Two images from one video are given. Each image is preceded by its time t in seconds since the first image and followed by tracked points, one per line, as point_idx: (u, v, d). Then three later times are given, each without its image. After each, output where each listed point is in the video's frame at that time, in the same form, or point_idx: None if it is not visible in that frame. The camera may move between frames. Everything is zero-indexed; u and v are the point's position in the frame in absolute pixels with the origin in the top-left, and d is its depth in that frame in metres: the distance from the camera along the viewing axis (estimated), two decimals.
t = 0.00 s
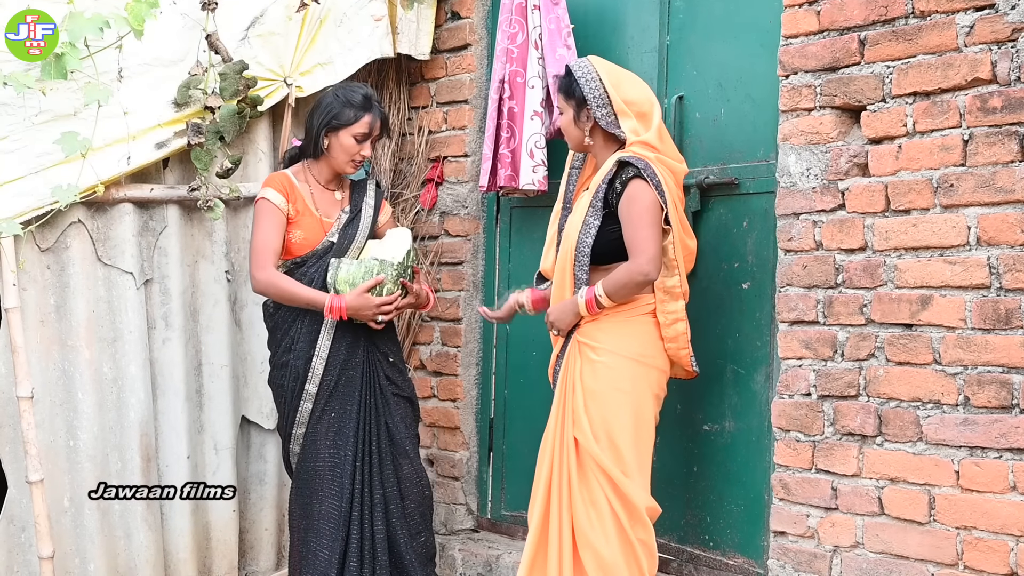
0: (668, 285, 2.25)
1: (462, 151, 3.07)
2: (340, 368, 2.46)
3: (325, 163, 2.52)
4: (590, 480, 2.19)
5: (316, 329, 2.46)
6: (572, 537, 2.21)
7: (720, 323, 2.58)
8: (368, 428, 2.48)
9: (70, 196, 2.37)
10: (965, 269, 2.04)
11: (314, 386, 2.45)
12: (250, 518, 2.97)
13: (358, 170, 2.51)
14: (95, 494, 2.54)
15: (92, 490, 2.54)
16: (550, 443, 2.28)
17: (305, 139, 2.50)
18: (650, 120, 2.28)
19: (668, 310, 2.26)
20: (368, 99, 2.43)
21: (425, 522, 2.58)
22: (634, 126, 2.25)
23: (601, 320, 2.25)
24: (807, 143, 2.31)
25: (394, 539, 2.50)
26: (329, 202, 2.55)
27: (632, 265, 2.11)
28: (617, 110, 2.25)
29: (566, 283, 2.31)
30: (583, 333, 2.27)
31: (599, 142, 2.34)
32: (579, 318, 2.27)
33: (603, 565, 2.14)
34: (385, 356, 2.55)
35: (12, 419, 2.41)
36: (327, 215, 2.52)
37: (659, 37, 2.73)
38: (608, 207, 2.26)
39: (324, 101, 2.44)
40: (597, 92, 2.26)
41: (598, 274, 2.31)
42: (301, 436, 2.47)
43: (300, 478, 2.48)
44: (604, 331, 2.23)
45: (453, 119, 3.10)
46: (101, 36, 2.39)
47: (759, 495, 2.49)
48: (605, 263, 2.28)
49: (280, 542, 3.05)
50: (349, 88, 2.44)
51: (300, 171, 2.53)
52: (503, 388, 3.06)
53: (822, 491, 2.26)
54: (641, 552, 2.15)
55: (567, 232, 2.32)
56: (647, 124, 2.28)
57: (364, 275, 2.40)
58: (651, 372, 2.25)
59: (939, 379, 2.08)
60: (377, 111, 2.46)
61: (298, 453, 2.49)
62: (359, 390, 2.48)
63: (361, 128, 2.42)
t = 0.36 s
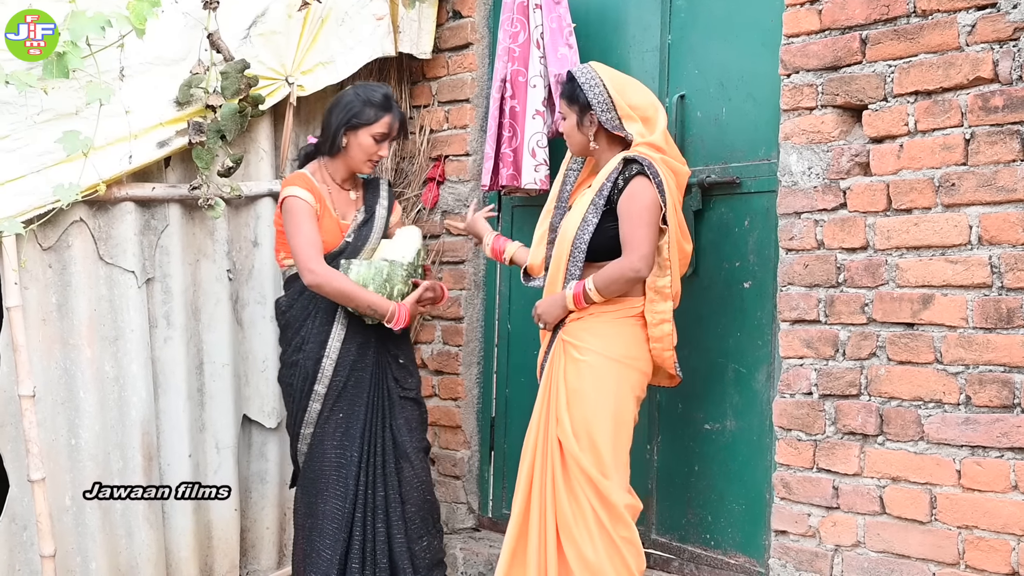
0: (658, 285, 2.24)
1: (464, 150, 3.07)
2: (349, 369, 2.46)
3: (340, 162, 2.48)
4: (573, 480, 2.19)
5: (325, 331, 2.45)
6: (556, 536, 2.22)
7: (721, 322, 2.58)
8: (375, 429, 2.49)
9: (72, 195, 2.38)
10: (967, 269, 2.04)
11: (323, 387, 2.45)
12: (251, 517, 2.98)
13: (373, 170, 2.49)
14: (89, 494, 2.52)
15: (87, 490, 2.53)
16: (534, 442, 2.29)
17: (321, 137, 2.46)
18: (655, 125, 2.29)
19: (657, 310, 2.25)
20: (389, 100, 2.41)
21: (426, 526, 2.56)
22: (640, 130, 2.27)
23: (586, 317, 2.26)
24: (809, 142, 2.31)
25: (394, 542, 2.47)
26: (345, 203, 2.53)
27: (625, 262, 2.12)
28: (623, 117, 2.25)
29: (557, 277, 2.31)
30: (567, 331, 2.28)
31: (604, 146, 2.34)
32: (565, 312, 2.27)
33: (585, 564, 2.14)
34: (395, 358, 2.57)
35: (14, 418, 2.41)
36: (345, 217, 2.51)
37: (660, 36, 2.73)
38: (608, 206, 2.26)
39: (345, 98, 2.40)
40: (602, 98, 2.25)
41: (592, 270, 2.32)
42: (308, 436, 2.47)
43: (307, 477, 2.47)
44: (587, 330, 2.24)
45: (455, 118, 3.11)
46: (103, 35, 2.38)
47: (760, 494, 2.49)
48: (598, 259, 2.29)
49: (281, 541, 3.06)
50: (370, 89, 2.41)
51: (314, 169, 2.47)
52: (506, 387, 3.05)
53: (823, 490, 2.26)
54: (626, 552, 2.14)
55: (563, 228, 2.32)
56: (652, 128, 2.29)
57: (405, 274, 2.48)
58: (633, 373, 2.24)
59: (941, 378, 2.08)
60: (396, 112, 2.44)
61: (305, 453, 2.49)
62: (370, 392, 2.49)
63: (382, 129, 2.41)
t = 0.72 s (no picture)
0: (661, 281, 2.24)
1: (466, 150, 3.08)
2: (392, 371, 2.46)
3: (381, 165, 2.49)
4: (576, 478, 2.19)
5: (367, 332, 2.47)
6: (556, 535, 2.21)
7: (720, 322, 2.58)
8: (418, 431, 2.48)
9: (74, 194, 2.38)
10: (969, 268, 2.04)
11: (367, 388, 2.45)
12: (253, 516, 2.98)
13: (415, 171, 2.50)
14: (83, 494, 2.51)
15: (81, 490, 2.52)
16: (535, 441, 2.28)
17: (363, 140, 2.48)
18: (639, 119, 2.28)
19: (661, 305, 2.26)
20: (429, 101, 2.42)
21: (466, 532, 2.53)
22: (626, 124, 2.26)
23: (590, 316, 2.25)
24: (811, 142, 2.31)
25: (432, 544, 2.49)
26: (389, 203, 2.53)
27: (629, 260, 2.12)
28: (609, 114, 2.25)
29: (558, 277, 2.31)
30: (572, 330, 2.27)
31: (589, 147, 2.33)
32: (570, 314, 2.27)
33: (585, 561, 2.13)
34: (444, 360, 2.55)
35: (16, 416, 2.41)
36: (390, 219, 2.50)
37: (662, 35, 2.73)
38: (606, 203, 2.25)
39: (386, 101, 2.41)
40: (585, 102, 2.28)
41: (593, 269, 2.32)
42: (349, 437, 2.48)
43: (345, 478, 2.47)
44: (591, 329, 2.23)
45: (457, 117, 3.11)
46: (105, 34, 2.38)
47: (762, 494, 2.49)
48: (602, 259, 2.29)
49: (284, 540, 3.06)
50: (409, 90, 2.42)
51: (355, 175, 2.49)
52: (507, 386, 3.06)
53: (825, 489, 2.26)
54: (627, 550, 2.14)
55: (562, 229, 2.32)
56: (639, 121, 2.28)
57: (442, 273, 2.45)
58: (637, 372, 2.25)
59: (943, 377, 2.08)
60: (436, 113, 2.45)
61: (344, 454, 2.49)
62: (414, 395, 2.48)
63: (423, 129, 2.42)
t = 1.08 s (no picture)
0: (663, 273, 2.24)
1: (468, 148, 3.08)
2: (393, 363, 2.51)
3: (403, 154, 2.55)
4: (586, 476, 2.19)
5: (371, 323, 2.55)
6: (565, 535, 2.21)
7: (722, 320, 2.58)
8: (425, 422, 2.48)
9: (77, 192, 2.38)
10: (972, 267, 2.04)
11: (370, 377, 2.55)
12: (255, 513, 2.99)
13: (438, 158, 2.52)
14: (77, 494, 2.51)
15: (76, 490, 2.51)
16: (544, 441, 2.28)
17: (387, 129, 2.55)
18: (627, 113, 2.28)
19: (666, 298, 2.26)
20: (446, 88, 2.44)
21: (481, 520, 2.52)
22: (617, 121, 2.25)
23: (597, 314, 2.26)
24: (813, 140, 2.31)
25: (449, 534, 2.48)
26: (412, 189, 2.58)
27: (631, 254, 2.12)
28: (600, 112, 2.25)
29: (561, 277, 2.32)
30: (579, 328, 2.27)
31: (582, 149, 2.32)
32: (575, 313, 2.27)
33: (595, 560, 2.13)
34: (446, 348, 2.50)
35: (18, 414, 2.41)
36: (407, 207, 2.55)
37: (664, 33, 2.72)
38: (604, 200, 2.26)
39: (402, 91, 2.46)
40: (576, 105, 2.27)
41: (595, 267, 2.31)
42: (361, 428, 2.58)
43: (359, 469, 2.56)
44: (599, 326, 2.23)
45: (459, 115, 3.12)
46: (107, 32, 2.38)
47: (764, 493, 2.48)
48: (605, 255, 2.28)
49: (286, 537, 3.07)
50: (425, 79, 2.45)
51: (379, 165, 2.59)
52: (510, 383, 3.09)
53: (827, 488, 2.26)
54: (636, 548, 2.14)
55: (562, 229, 2.32)
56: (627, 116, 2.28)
57: (418, 261, 2.42)
58: (647, 367, 2.24)
59: (945, 376, 2.07)
60: (455, 100, 2.47)
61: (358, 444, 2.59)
62: (416, 385, 2.48)
63: (440, 116, 2.44)
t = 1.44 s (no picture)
0: (674, 273, 2.26)
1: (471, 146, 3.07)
2: (377, 361, 2.53)
3: (398, 150, 2.58)
4: (596, 475, 2.19)
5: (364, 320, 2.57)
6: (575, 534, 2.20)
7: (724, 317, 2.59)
8: (404, 422, 2.48)
9: (80, 189, 2.39)
10: (975, 265, 2.03)
11: (358, 372, 2.58)
12: (258, 511, 2.99)
13: (432, 152, 2.52)
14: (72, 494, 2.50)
15: (70, 490, 2.50)
16: (553, 440, 2.27)
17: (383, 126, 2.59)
18: (638, 111, 2.27)
19: (675, 298, 2.28)
20: (436, 80, 2.46)
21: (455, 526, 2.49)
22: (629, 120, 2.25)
23: (606, 312, 2.25)
24: (816, 138, 2.30)
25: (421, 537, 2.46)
26: (407, 187, 2.60)
27: (643, 253, 2.11)
28: (611, 111, 2.25)
29: (569, 276, 2.31)
30: (588, 327, 2.27)
31: (592, 143, 2.32)
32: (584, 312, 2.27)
33: (607, 559, 2.13)
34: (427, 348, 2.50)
35: (21, 412, 2.41)
36: (399, 204, 2.57)
37: (667, 31, 2.72)
38: (614, 199, 2.26)
39: (394, 87, 2.50)
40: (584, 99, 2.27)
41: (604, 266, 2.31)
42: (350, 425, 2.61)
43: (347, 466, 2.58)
44: (608, 324, 2.23)
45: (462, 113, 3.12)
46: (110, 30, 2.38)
47: (766, 491, 2.49)
48: (614, 254, 2.29)
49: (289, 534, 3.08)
50: (416, 72, 2.47)
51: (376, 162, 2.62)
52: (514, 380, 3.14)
53: (829, 486, 2.26)
54: (645, 545, 2.15)
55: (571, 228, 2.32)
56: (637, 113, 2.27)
57: (393, 261, 2.41)
58: (655, 365, 2.25)
59: (948, 374, 2.07)
60: (445, 90, 2.48)
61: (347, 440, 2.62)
62: (397, 383, 2.49)
63: (431, 108, 2.45)
